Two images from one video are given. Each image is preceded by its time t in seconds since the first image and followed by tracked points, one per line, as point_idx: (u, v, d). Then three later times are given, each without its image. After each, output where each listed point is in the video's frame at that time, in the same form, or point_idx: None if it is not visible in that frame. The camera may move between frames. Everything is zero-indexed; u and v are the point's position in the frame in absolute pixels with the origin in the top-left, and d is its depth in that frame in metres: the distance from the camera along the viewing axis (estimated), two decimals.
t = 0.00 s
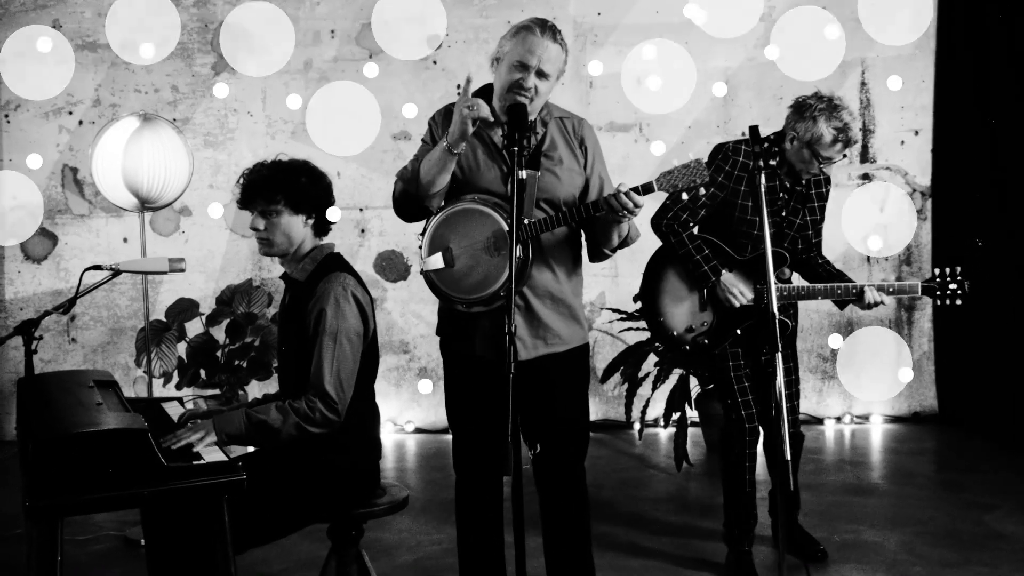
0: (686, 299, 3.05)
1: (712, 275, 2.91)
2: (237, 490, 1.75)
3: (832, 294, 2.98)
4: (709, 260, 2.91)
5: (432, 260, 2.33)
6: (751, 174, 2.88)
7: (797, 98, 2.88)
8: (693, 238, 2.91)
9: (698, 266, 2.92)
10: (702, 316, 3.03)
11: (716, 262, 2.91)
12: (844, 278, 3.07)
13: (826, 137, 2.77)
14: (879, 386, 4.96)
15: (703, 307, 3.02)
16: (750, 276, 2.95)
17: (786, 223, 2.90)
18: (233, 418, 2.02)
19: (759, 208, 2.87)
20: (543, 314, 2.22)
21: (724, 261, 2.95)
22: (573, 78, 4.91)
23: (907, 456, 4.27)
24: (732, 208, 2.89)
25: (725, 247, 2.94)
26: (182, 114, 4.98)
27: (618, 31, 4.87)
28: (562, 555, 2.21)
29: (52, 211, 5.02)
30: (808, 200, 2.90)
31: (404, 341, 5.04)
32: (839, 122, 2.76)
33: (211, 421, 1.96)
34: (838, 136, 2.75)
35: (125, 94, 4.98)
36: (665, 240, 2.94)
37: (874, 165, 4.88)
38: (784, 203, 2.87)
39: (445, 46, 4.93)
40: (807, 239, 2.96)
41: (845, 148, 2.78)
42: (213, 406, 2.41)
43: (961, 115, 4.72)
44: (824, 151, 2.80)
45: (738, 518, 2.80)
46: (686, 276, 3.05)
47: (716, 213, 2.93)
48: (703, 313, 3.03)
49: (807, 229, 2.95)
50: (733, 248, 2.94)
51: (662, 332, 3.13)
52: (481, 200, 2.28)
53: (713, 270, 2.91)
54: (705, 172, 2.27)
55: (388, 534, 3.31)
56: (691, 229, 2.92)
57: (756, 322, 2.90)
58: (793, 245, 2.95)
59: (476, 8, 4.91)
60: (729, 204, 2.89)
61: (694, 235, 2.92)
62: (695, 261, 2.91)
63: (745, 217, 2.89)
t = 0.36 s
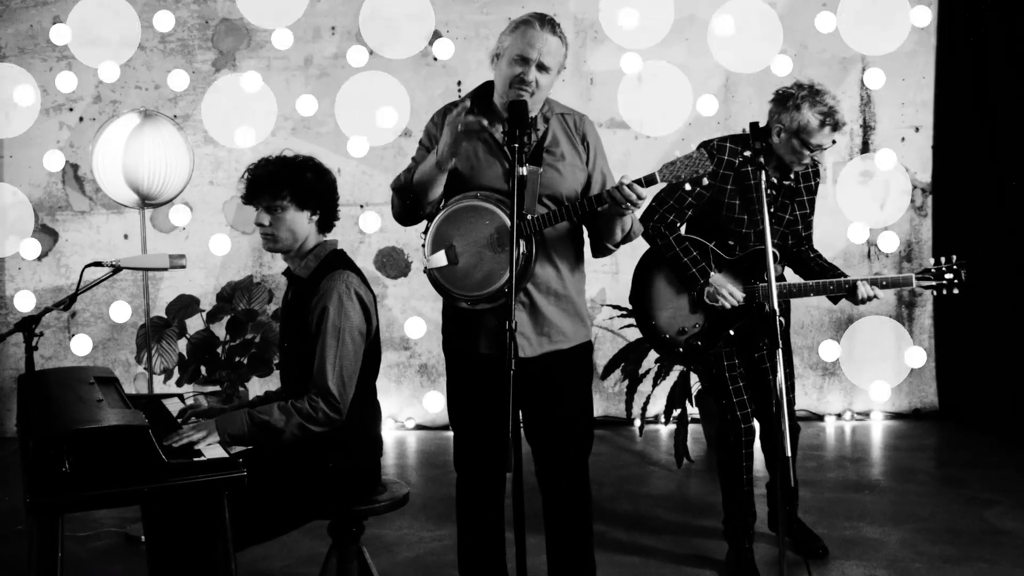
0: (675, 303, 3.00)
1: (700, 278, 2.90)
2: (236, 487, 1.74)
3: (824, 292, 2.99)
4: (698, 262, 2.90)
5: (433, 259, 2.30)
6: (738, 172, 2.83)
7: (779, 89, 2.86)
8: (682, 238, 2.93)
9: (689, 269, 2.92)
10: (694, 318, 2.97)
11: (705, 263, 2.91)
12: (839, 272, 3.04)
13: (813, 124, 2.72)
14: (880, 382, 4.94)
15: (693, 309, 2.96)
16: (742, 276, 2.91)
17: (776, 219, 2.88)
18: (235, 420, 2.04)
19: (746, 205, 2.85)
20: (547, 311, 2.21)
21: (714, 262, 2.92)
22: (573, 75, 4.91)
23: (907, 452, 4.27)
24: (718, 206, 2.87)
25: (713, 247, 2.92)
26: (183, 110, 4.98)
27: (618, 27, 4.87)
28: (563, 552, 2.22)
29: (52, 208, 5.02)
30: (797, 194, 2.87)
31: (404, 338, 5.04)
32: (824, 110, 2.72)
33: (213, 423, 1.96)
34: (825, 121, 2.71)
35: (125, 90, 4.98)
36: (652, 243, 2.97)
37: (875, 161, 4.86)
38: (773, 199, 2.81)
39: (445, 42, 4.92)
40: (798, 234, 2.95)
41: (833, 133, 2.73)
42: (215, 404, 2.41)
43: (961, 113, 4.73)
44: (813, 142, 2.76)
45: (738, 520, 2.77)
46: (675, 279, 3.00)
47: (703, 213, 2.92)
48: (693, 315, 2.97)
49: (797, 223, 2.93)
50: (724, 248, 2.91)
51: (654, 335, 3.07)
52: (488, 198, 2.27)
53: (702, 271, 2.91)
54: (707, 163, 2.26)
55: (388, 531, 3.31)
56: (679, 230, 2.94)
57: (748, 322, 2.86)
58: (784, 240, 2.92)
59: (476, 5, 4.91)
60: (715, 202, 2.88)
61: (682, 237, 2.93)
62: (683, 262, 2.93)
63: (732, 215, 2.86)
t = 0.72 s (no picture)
0: (678, 303, 2.91)
1: (696, 270, 2.85)
2: (235, 485, 1.74)
3: (823, 254, 2.83)
4: (690, 255, 2.86)
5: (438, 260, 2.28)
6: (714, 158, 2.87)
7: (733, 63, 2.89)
8: (671, 237, 2.91)
9: (688, 266, 2.86)
10: (702, 315, 2.89)
11: (698, 255, 2.85)
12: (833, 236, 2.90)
13: (769, 86, 2.76)
14: (879, 380, 4.99)
15: (697, 305, 2.88)
16: (737, 260, 2.85)
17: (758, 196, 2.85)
18: (231, 417, 2.03)
19: (726, 188, 2.84)
20: (551, 310, 2.22)
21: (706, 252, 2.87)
22: (572, 72, 4.92)
23: (906, 450, 4.28)
24: (699, 199, 2.85)
25: (701, 237, 2.89)
26: (183, 107, 4.98)
27: (618, 24, 4.86)
28: (563, 550, 2.22)
29: (52, 205, 5.02)
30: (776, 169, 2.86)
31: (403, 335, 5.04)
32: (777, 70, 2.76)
33: (211, 418, 1.96)
34: (779, 78, 2.75)
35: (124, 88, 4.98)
36: (644, 248, 2.94)
37: (874, 159, 4.88)
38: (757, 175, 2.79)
39: (444, 40, 4.92)
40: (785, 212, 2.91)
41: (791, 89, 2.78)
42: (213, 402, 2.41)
43: (962, 111, 4.70)
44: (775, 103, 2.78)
45: (736, 521, 2.77)
46: (672, 276, 2.92)
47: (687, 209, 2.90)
48: (699, 312, 2.89)
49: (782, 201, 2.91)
50: (713, 237, 2.88)
51: (665, 341, 2.97)
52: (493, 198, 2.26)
53: (696, 263, 2.85)
54: (714, 163, 2.26)
55: (387, 529, 3.31)
56: (667, 231, 2.94)
57: (758, 303, 2.81)
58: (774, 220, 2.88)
59: (475, 2, 4.90)
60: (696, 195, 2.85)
61: (670, 235, 2.92)
62: (678, 259, 2.87)
63: (715, 203, 2.84)
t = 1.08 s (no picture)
0: (687, 306, 2.89)
1: (700, 270, 2.83)
2: (231, 486, 1.76)
3: (823, 238, 2.79)
4: (691, 258, 2.85)
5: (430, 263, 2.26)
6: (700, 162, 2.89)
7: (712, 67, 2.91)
8: (669, 242, 2.88)
9: (692, 269, 2.84)
10: (711, 314, 2.86)
11: (700, 255, 2.84)
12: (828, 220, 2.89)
13: (749, 93, 2.80)
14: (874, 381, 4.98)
15: (706, 304, 2.86)
16: (738, 256, 2.83)
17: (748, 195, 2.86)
18: (252, 416, 2.06)
19: (716, 190, 2.85)
20: (545, 312, 2.23)
21: (707, 253, 2.85)
22: (568, 74, 4.92)
23: (901, 451, 4.29)
24: (693, 202, 2.87)
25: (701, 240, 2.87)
26: (178, 109, 4.98)
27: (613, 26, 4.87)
28: (559, 552, 2.22)
29: (47, 207, 5.01)
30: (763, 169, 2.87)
31: (398, 337, 5.04)
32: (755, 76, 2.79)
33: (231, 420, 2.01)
34: (759, 86, 2.79)
35: (119, 89, 4.98)
36: (644, 256, 2.89)
37: (869, 161, 4.88)
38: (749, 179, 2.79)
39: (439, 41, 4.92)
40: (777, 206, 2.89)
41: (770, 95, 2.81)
42: (210, 404, 2.41)
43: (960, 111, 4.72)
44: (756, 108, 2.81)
45: (731, 518, 2.80)
46: (677, 278, 2.90)
47: (681, 213, 2.92)
48: (709, 310, 2.86)
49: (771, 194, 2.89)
50: (709, 238, 2.88)
51: (681, 348, 2.91)
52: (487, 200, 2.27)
53: (699, 263, 2.83)
54: (709, 171, 2.24)
55: (383, 531, 3.31)
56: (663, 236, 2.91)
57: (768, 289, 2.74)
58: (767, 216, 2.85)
59: (470, 4, 4.91)
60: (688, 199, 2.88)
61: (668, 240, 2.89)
62: (680, 262, 2.86)
63: (707, 205, 2.87)
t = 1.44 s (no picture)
0: (692, 303, 2.86)
1: (706, 269, 2.81)
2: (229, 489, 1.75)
3: (829, 243, 2.78)
4: (699, 256, 2.82)
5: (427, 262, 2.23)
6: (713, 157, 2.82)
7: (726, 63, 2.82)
8: (677, 238, 2.85)
9: (699, 268, 2.82)
10: (715, 314, 2.84)
11: (707, 255, 2.82)
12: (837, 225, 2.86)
13: (764, 86, 2.73)
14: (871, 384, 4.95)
15: (711, 304, 2.84)
16: (745, 257, 2.80)
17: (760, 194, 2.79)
18: (248, 426, 2.06)
19: (728, 188, 2.80)
20: (540, 316, 2.23)
21: (714, 252, 2.83)
22: (565, 77, 4.93)
23: (898, 454, 4.30)
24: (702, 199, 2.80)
25: (709, 238, 2.84)
26: (174, 111, 4.97)
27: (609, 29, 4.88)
28: (555, 554, 2.22)
29: (43, 210, 5.01)
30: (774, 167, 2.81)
31: (395, 339, 5.05)
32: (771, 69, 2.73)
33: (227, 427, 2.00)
34: (774, 78, 2.72)
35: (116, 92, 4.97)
36: (651, 251, 2.87)
37: (866, 163, 4.88)
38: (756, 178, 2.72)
39: (436, 44, 4.93)
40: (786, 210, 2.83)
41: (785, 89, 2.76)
42: (207, 407, 2.41)
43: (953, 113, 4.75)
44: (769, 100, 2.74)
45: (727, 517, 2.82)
46: (682, 276, 2.87)
47: (692, 208, 2.84)
48: (713, 310, 2.84)
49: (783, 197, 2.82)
50: (717, 236, 2.82)
51: (682, 346, 2.90)
52: (478, 200, 2.25)
53: (706, 263, 2.81)
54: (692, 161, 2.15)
55: (379, 533, 3.31)
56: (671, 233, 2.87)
57: (776, 292, 2.68)
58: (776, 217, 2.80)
59: (467, 7, 4.91)
60: (699, 195, 2.80)
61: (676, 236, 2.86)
62: (687, 259, 2.83)
63: (718, 201, 2.80)
